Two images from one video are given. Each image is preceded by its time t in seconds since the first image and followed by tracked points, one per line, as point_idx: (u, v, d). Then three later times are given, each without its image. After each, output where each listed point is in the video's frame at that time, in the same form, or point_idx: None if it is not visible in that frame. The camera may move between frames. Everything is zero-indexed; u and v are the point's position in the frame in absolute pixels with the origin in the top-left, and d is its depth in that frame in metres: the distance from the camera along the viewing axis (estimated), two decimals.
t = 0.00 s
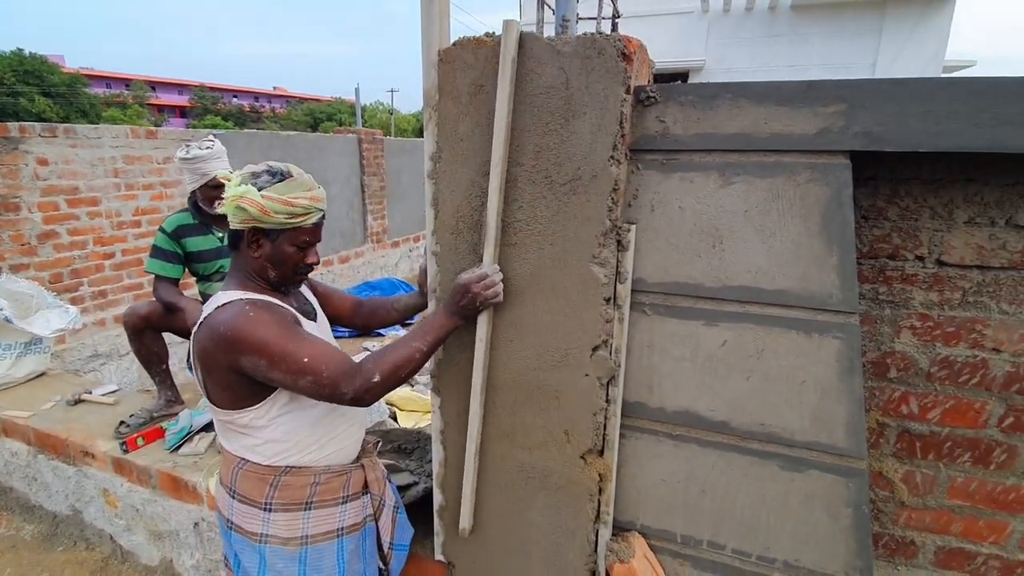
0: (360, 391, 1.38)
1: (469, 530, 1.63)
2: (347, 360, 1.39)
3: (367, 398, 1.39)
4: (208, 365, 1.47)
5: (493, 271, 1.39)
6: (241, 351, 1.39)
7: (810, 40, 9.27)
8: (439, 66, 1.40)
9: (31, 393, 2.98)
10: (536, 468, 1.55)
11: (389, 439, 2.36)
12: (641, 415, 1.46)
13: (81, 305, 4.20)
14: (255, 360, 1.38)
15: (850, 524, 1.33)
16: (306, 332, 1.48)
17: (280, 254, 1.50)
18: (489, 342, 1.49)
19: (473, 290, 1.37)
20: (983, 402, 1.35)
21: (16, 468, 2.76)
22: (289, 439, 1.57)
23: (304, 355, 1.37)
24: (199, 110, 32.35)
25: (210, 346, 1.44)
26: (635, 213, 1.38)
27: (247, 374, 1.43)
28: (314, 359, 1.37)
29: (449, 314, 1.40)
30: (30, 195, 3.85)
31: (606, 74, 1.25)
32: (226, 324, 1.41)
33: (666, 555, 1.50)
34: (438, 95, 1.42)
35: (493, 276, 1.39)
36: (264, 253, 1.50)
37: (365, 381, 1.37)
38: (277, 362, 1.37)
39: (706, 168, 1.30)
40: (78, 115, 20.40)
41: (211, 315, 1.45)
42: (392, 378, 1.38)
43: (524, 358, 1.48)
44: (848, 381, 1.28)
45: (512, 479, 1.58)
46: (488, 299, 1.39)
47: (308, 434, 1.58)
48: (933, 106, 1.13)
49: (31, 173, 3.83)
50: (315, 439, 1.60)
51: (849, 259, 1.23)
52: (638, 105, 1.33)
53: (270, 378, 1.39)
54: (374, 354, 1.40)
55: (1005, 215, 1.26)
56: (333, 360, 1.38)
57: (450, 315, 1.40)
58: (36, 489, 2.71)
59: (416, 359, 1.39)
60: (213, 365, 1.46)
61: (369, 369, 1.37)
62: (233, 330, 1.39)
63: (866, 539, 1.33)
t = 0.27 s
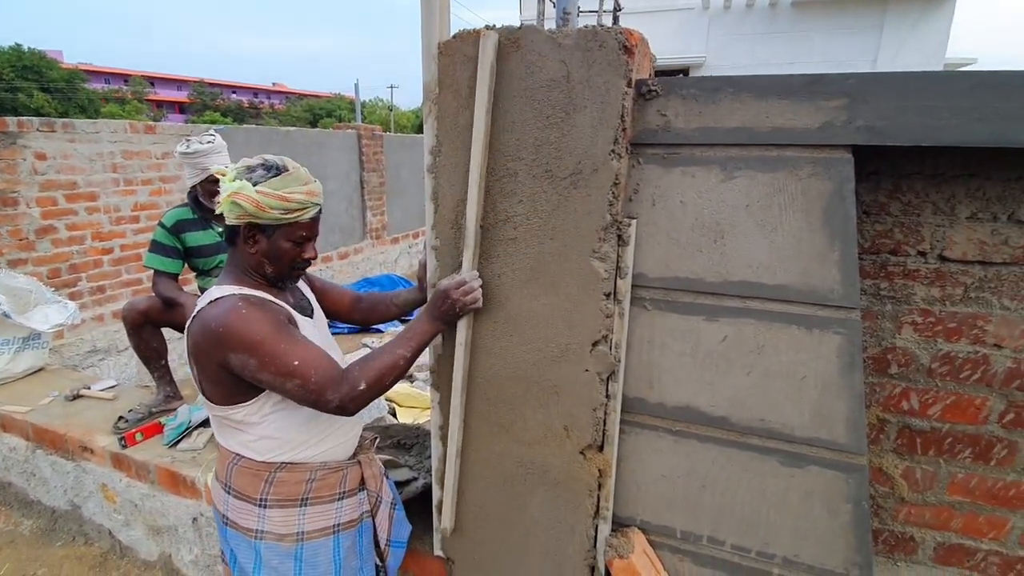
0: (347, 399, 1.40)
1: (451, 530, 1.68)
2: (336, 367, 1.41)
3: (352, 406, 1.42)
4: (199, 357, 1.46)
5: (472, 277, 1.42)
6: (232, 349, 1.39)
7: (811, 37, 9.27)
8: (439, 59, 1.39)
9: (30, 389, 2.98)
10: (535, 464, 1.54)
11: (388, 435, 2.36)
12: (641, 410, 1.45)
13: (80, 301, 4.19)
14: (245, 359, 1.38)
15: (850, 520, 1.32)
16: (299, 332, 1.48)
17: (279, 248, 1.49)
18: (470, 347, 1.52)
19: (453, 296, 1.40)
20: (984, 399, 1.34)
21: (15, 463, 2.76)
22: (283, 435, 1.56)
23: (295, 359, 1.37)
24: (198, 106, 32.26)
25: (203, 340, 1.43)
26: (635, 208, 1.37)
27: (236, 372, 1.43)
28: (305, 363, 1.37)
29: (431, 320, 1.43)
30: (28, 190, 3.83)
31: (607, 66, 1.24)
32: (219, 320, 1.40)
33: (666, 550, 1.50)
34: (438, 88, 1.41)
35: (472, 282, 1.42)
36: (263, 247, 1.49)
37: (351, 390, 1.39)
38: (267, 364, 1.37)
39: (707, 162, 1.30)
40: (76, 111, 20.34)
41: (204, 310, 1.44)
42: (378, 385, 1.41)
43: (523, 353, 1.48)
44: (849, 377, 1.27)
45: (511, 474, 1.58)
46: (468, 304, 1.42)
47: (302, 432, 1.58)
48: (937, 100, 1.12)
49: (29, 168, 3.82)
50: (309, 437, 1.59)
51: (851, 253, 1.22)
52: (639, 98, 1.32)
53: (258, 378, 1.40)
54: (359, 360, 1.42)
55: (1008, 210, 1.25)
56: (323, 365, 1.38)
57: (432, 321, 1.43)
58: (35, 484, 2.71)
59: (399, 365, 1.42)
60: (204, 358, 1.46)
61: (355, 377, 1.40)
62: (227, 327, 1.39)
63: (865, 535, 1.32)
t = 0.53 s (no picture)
0: (375, 364, 1.34)
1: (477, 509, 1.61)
2: (357, 335, 1.37)
3: (382, 370, 1.36)
4: (215, 354, 1.46)
5: (515, 245, 1.34)
6: (250, 334, 1.38)
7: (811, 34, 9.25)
8: (438, 53, 1.39)
9: (29, 384, 2.98)
10: (534, 459, 1.55)
11: (388, 430, 2.36)
12: (639, 405, 1.45)
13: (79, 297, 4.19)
14: (266, 340, 1.37)
15: (848, 515, 1.33)
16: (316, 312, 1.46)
17: (263, 221, 1.51)
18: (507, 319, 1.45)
19: (495, 265, 1.31)
20: (982, 394, 1.34)
21: (14, 459, 2.76)
22: (293, 428, 1.56)
23: (314, 334, 1.35)
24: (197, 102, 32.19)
25: (219, 333, 1.43)
26: (634, 203, 1.37)
27: (257, 358, 1.41)
28: (324, 336, 1.35)
29: (469, 289, 1.34)
30: (26, 185, 3.82)
31: (607, 60, 1.24)
32: (234, 310, 1.40)
33: (664, 545, 1.50)
34: (437, 83, 1.41)
35: (515, 250, 1.33)
36: (252, 231, 1.52)
37: (379, 354, 1.34)
38: (287, 343, 1.35)
39: (706, 157, 1.30)
40: (75, 107, 20.29)
41: (216, 303, 1.44)
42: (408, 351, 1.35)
43: (522, 349, 1.48)
44: (847, 372, 1.28)
45: (511, 469, 1.58)
46: (511, 274, 1.33)
47: (312, 424, 1.59)
48: (936, 95, 1.12)
49: (27, 163, 3.81)
50: (319, 429, 1.60)
51: (850, 249, 1.22)
52: (639, 93, 1.32)
53: (281, 359, 1.37)
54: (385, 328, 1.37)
55: (1008, 206, 1.25)
56: (342, 336, 1.35)
57: (469, 290, 1.34)
58: (34, 480, 2.71)
59: (432, 333, 1.35)
60: (221, 353, 1.45)
61: (382, 343, 1.34)
62: (242, 315, 1.39)
63: (863, 530, 1.32)
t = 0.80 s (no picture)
0: (402, 328, 1.34)
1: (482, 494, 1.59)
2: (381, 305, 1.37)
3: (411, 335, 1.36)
4: (239, 346, 1.47)
5: (568, 235, 1.30)
6: (275, 318, 1.39)
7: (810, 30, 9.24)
8: (435, 49, 1.39)
9: (27, 382, 2.98)
10: (533, 455, 1.55)
11: (387, 427, 2.36)
12: (637, 402, 1.45)
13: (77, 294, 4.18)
14: (292, 321, 1.38)
15: (845, 510, 1.33)
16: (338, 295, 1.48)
17: (267, 213, 1.52)
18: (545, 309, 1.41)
19: (545, 253, 1.29)
20: (979, 390, 1.35)
21: (13, 456, 2.76)
22: (303, 421, 1.57)
23: (337, 308, 1.36)
24: (194, 99, 32.11)
25: (244, 324, 1.44)
26: (632, 199, 1.37)
27: (286, 341, 1.42)
28: (346, 309, 1.36)
29: (511, 273, 1.34)
30: (24, 182, 3.82)
31: (606, 55, 1.24)
32: (256, 299, 1.42)
33: (662, 541, 1.51)
34: (435, 79, 1.40)
35: (567, 240, 1.30)
36: (258, 225, 1.52)
37: (406, 318, 1.34)
38: (314, 320, 1.36)
39: (704, 154, 1.30)
40: (72, 104, 20.25)
41: (238, 295, 1.46)
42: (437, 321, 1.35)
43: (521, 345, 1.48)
44: (845, 368, 1.28)
45: (511, 466, 1.58)
46: (558, 263, 1.31)
47: (323, 417, 1.59)
48: (934, 91, 1.12)
49: (25, 160, 3.80)
50: (329, 423, 1.61)
51: (848, 245, 1.22)
52: (636, 89, 1.32)
53: (310, 338, 1.38)
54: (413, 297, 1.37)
55: (1005, 201, 1.25)
56: (364, 308, 1.36)
57: (511, 275, 1.34)
58: (33, 477, 2.71)
59: (464, 308, 1.35)
60: (244, 344, 1.47)
61: (411, 308, 1.34)
62: (265, 303, 1.40)
63: (860, 525, 1.33)
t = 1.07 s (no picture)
0: (396, 339, 1.35)
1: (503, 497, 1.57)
2: (378, 313, 1.37)
3: (404, 345, 1.36)
4: (235, 341, 1.47)
5: (547, 226, 1.31)
6: (272, 317, 1.39)
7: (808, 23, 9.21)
8: (434, 42, 1.38)
9: (26, 380, 2.97)
10: (535, 450, 1.55)
11: (387, 423, 2.36)
12: (638, 396, 1.45)
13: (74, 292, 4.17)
14: (288, 321, 1.37)
15: (846, 503, 1.34)
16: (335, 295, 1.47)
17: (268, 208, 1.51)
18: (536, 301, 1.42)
19: (525, 245, 1.30)
20: (980, 382, 1.35)
21: (13, 454, 2.75)
22: (304, 421, 1.57)
23: (334, 313, 1.35)
24: (190, 95, 31.96)
25: (240, 319, 1.43)
26: (633, 193, 1.36)
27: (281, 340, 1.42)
28: (343, 314, 1.35)
29: (497, 269, 1.34)
30: (20, 179, 3.79)
31: (607, 48, 1.23)
32: (255, 295, 1.41)
33: (663, 534, 1.51)
34: (434, 73, 1.40)
35: (546, 230, 1.31)
36: (257, 220, 1.52)
37: (400, 329, 1.34)
38: (309, 323, 1.36)
39: (705, 147, 1.29)
40: (67, 101, 20.14)
41: (236, 289, 1.45)
42: (429, 327, 1.35)
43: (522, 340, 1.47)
44: (846, 360, 1.28)
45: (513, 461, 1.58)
46: (540, 254, 1.32)
47: (323, 416, 1.59)
48: (936, 82, 1.12)
49: (21, 157, 3.78)
50: (329, 421, 1.61)
51: (850, 237, 1.22)
52: (636, 82, 1.32)
53: (304, 339, 1.38)
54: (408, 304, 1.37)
55: (1006, 193, 1.25)
56: (361, 314, 1.36)
57: (496, 271, 1.34)
58: (33, 475, 2.71)
59: (455, 311, 1.35)
60: (240, 339, 1.46)
61: (404, 318, 1.33)
62: (263, 300, 1.39)
63: (861, 518, 1.33)
